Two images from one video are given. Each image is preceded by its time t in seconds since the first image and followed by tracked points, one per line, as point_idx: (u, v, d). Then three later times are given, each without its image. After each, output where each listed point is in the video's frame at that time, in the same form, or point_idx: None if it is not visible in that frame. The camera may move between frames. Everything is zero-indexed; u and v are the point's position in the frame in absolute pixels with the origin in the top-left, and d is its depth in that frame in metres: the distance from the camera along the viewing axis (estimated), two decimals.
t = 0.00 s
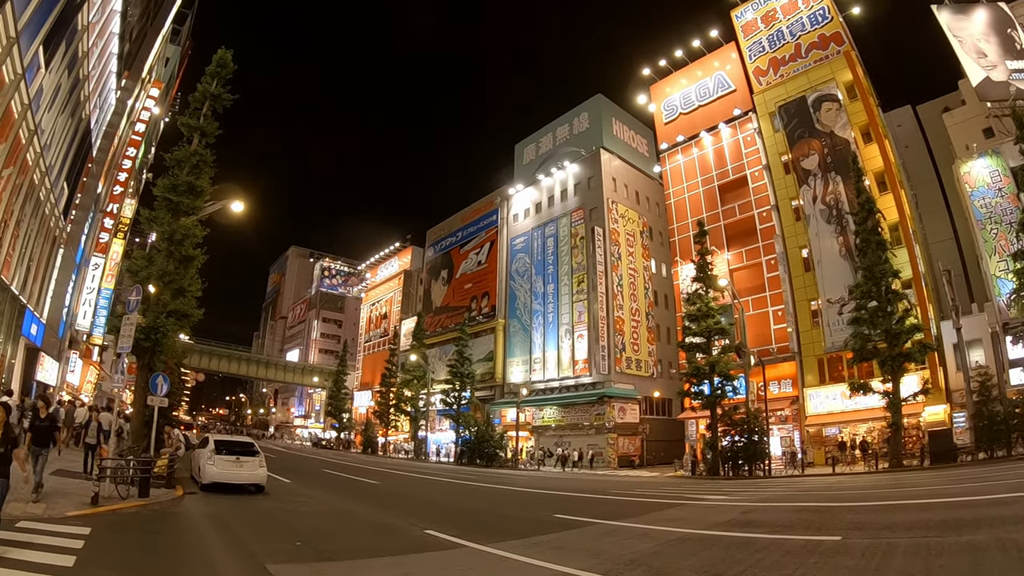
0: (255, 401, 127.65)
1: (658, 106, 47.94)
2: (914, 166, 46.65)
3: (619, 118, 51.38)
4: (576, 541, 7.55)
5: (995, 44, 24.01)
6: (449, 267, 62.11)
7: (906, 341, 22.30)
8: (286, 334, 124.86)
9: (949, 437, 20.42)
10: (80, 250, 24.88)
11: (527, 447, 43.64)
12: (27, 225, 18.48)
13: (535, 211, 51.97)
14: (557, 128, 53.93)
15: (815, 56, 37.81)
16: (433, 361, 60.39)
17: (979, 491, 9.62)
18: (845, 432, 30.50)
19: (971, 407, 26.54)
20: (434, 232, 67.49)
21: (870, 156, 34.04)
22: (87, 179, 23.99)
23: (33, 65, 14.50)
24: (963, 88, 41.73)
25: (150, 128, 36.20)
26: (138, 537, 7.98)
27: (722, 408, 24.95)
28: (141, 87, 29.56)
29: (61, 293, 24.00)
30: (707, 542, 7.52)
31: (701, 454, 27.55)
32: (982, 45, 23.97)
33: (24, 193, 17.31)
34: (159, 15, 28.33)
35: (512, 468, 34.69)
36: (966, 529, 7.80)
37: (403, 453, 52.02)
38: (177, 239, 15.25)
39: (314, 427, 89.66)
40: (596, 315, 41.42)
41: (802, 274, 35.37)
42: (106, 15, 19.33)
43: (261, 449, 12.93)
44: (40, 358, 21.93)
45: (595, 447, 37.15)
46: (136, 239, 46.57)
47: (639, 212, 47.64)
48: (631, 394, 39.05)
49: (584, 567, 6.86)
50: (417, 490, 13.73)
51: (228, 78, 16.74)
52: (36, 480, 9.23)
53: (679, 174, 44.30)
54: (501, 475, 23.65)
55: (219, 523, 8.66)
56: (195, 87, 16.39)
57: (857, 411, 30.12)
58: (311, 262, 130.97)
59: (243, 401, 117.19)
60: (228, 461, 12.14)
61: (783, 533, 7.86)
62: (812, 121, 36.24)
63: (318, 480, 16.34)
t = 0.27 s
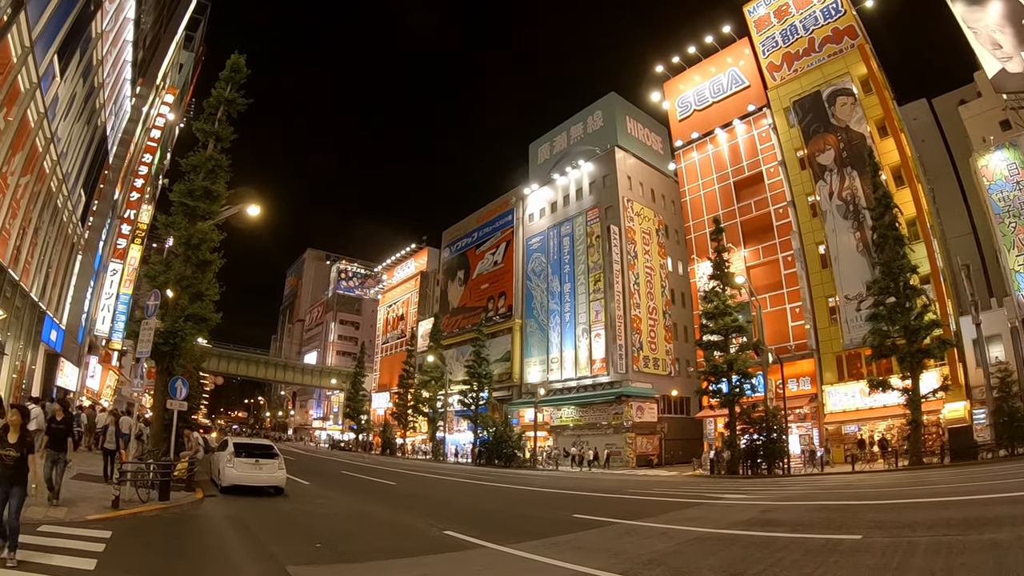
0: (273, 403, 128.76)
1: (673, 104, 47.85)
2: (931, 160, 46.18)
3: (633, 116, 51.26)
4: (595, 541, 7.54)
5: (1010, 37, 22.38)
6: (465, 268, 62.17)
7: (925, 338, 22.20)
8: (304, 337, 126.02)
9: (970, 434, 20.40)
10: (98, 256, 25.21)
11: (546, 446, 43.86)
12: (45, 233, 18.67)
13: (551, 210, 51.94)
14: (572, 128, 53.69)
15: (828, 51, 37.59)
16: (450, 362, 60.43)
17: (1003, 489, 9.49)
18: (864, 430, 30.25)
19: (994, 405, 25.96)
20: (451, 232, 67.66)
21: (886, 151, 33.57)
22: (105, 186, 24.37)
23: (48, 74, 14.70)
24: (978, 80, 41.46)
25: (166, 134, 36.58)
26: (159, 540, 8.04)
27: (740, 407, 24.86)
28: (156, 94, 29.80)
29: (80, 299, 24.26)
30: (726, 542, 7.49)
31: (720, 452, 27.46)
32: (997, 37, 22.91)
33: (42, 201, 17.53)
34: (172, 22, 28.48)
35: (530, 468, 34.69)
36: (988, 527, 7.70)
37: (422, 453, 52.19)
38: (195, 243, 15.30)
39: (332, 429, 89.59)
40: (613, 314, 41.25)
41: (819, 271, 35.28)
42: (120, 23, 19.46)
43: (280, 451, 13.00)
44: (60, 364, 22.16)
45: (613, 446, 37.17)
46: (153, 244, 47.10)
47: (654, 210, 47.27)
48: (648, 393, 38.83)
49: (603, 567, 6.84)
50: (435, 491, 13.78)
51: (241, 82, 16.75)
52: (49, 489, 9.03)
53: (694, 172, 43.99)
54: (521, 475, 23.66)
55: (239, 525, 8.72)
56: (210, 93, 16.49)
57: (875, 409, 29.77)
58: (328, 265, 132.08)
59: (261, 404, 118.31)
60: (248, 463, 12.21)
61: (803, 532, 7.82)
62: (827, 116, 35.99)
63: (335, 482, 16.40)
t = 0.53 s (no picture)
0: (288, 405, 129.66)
1: (685, 102, 47.87)
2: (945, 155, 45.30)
3: (645, 115, 51.13)
4: (610, 541, 7.52)
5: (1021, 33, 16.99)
6: (479, 269, 62.38)
7: (941, 334, 22.07)
8: (318, 338, 126.89)
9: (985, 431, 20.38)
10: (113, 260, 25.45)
11: (560, 447, 43.79)
12: (61, 237, 18.83)
13: (564, 211, 51.92)
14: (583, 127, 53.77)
15: (840, 46, 37.26)
16: (464, 363, 60.91)
17: None
18: (879, 428, 30.21)
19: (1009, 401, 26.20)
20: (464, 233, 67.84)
21: (899, 146, 33.40)
22: (119, 191, 24.76)
23: (62, 80, 14.83)
24: (991, 73, 40.64)
25: (179, 139, 36.89)
26: (175, 541, 8.08)
27: (755, 405, 24.79)
28: (169, 99, 30.03)
29: (96, 302, 24.43)
30: (742, 541, 7.47)
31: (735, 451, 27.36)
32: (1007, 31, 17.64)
33: (57, 206, 17.67)
34: (184, 27, 28.66)
35: (545, 468, 34.66)
36: (1007, 526, 7.61)
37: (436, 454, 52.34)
38: (208, 246, 15.34)
39: (347, 430, 90.28)
40: (627, 314, 41.05)
41: (833, 268, 34.92)
42: (132, 29, 19.56)
43: (295, 453, 13.05)
44: (77, 367, 22.40)
45: (628, 446, 37.23)
46: (167, 248, 47.59)
47: (669, 210, 47.26)
48: (663, 393, 38.63)
49: (618, 566, 6.82)
50: (450, 492, 13.81)
51: (254, 86, 16.75)
52: (61, 497, 8.75)
53: (708, 170, 43.88)
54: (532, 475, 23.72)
55: (254, 526, 8.76)
56: (223, 97, 16.52)
57: (891, 407, 29.61)
58: (342, 267, 132.99)
59: (277, 405, 119.50)
60: (263, 465, 12.26)
61: (819, 531, 7.80)
62: (840, 111, 35.84)
63: (350, 483, 16.46)
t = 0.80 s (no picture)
0: (304, 407, 130.54)
1: (698, 100, 47.85)
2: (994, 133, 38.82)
3: (659, 113, 50.89)
4: (628, 541, 7.50)
5: None
6: (494, 270, 62.57)
7: (960, 331, 21.85)
8: (335, 341, 127.77)
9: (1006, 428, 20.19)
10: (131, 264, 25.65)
11: (576, 447, 43.61)
12: (79, 242, 19.01)
13: (580, 210, 51.79)
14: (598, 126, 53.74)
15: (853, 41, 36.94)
16: (481, 363, 61.39)
17: None
18: (899, 426, 29.66)
19: None
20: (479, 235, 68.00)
21: (915, 141, 33.11)
22: (136, 197, 25.08)
23: (79, 88, 14.97)
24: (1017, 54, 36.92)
25: (195, 145, 37.32)
26: (195, 541, 8.15)
27: (773, 405, 24.68)
28: (184, 104, 30.38)
29: (113, 307, 24.67)
30: (761, 541, 7.45)
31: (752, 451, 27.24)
32: None
33: (75, 212, 17.83)
34: (198, 32, 28.85)
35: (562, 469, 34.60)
36: None
37: (453, 456, 52.36)
38: (225, 250, 15.38)
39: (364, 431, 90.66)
40: (644, 314, 40.93)
41: (850, 265, 34.75)
42: (146, 36, 19.68)
43: (312, 455, 13.11)
44: (95, 370, 22.65)
45: (645, 446, 37.05)
46: (184, 252, 48.11)
47: (683, 208, 46.75)
48: (680, 392, 38.36)
49: (636, 566, 6.81)
50: (468, 493, 13.84)
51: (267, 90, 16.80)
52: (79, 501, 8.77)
53: (722, 168, 43.69)
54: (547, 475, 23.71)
55: (272, 527, 8.81)
56: (238, 102, 16.56)
57: (910, 405, 29.27)
58: (358, 269, 133.94)
59: (293, 406, 120.52)
60: (281, 466, 12.34)
61: (838, 531, 7.77)
62: (855, 107, 35.62)
63: (367, 484, 16.54)
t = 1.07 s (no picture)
0: (318, 409, 131.24)
1: (709, 99, 47.62)
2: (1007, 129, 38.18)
3: (671, 113, 50.62)
4: (643, 542, 7.48)
5: None
6: (507, 271, 62.63)
7: (975, 328, 21.73)
8: (348, 343, 128.42)
9: None
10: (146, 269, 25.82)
11: (590, 449, 43.60)
12: (93, 246, 19.17)
13: (592, 211, 51.61)
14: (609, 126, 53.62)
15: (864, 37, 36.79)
16: (495, 365, 61.50)
17: None
18: (914, 425, 29.36)
19: None
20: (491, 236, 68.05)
21: (928, 137, 32.78)
22: (149, 201, 25.31)
23: (91, 93, 15.09)
24: None
25: (207, 149, 37.59)
26: (210, 543, 8.18)
27: (787, 404, 24.61)
28: (197, 109, 30.65)
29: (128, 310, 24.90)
30: (776, 542, 7.44)
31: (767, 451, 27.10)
32: None
33: (89, 216, 17.97)
34: (210, 37, 29.00)
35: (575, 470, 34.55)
36: None
37: (467, 457, 52.45)
38: (239, 253, 15.42)
39: (379, 433, 91.08)
40: (657, 314, 40.87)
41: (865, 263, 34.65)
42: (158, 41, 19.80)
43: (326, 456, 13.15)
44: (110, 372, 22.86)
45: (660, 446, 37.04)
46: (198, 256, 48.54)
47: (695, 208, 46.58)
48: (694, 393, 38.41)
49: (651, 567, 6.78)
50: (482, 494, 13.86)
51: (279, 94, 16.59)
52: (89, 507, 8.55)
53: (734, 168, 43.64)
54: (561, 476, 23.70)
55: (285, 529, 8.83)
56: (250, 106, 16.60)
57: (925, 403, 28.97)
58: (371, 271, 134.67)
59: (307, 408, 121.27)
60: (295, 468, 12.40)
61: (853, 531, 7.76)
62: (867, 104, 35.35)
63: (380, 485, 16.60)
